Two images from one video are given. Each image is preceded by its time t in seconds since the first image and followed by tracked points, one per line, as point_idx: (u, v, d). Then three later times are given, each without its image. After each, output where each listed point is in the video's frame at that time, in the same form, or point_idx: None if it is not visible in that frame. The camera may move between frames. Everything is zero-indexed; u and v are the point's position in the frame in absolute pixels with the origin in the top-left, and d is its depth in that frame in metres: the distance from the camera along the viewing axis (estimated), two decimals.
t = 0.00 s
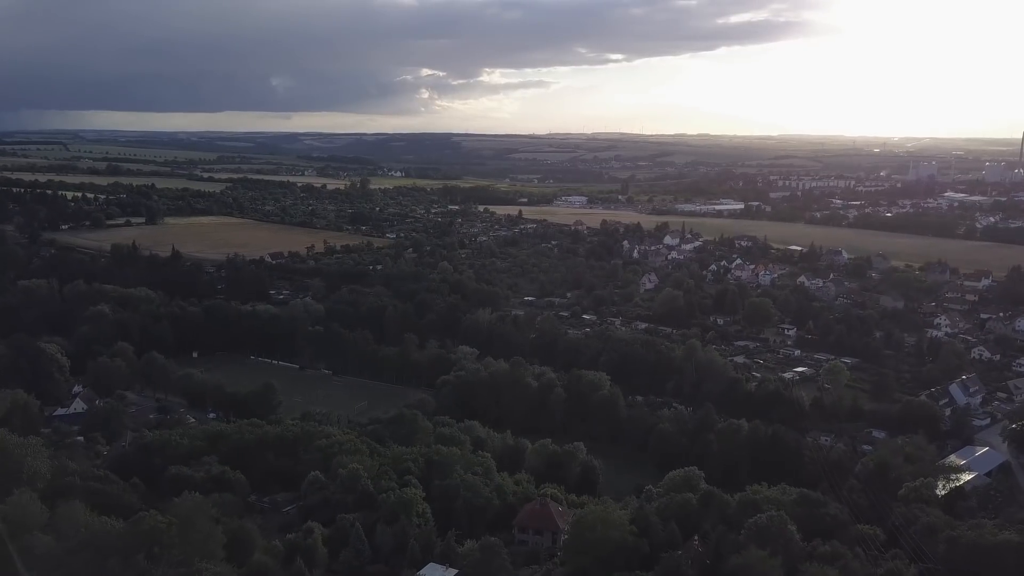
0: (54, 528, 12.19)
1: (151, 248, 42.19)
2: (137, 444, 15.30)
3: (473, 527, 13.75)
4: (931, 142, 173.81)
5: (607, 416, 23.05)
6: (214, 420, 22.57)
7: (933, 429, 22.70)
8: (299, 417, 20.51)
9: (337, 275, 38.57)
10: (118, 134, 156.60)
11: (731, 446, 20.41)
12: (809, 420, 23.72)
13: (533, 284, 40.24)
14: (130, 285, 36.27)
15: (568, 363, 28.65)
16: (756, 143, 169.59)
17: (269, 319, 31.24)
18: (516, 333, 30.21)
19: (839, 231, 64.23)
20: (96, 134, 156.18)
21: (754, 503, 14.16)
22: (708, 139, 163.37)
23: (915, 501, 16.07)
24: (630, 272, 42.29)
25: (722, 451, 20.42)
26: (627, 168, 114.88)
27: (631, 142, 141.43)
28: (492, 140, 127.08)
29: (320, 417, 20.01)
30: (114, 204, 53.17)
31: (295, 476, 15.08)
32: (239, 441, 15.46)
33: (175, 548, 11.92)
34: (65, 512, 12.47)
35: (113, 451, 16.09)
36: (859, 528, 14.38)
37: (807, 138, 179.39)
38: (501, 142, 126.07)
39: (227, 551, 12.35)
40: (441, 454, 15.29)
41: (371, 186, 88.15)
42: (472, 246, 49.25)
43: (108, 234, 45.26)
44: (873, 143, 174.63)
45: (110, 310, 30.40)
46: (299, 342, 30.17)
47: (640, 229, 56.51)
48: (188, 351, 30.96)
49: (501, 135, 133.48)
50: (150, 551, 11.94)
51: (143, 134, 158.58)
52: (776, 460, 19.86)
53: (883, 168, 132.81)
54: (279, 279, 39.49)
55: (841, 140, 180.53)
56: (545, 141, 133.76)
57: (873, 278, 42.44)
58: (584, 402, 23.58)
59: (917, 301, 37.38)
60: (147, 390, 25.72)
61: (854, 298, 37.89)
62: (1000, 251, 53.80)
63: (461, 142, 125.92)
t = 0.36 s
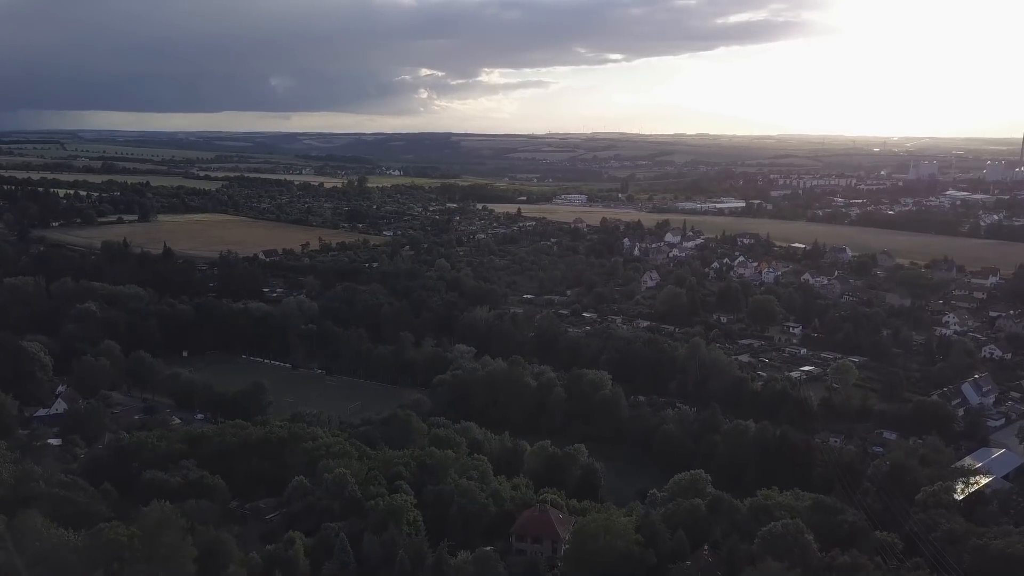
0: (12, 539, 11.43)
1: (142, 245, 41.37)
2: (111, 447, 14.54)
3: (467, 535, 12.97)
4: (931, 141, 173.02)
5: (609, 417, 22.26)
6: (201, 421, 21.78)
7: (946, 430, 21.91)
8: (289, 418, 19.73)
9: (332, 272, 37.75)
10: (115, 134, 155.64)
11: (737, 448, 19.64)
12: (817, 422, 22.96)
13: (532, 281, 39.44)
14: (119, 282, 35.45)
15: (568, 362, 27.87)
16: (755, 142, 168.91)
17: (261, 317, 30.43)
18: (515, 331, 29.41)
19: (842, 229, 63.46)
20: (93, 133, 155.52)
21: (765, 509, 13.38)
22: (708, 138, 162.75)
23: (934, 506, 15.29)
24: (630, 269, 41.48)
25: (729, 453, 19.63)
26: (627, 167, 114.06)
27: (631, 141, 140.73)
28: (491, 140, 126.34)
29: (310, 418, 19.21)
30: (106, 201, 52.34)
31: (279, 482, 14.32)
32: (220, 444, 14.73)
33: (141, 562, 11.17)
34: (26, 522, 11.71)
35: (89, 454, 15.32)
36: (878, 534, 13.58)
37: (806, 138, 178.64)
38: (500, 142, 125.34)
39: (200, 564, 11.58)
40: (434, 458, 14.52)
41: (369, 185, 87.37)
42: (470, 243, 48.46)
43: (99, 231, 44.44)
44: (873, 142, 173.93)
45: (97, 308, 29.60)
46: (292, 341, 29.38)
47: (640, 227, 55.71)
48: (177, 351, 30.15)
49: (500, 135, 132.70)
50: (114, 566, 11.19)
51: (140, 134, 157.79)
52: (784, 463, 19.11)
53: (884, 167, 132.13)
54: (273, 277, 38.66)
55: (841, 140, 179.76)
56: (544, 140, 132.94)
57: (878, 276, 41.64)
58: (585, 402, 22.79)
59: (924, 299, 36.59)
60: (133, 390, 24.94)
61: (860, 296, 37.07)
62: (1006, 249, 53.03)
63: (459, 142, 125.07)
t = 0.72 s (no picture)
0: None
1: (133, 242, 40.53)
2: (80, 451, 13.79)
3: (462, 547, 12.14)
4: (932, 140, 172.23)
5: (611, 418, 21.37)
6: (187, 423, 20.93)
7: (963, 431, 21.07)
8: (277, 419, 18.89)
9: (326, 269, 36.89)
10: (113, 133, 154.78)
11: (746, 451, 18.82)
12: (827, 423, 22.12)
13: (532, 279, 38.62)
14: (108, 280, 34.56)
15: (568, 361, 27.03)
16: (755, 141, 168.19)
17: (253, 315, 29.60)
18: (513, 329, 28.57)
19: (845, 226, 62.69)
20: (91, 132, 154.63)
21: (779, 518, 12.54)
22: (708, 138, 162.10)
23: (957, 513, 14.45)
24: (632, 266, 40.64)
25: (737, 456, 18.80)
26: (627, 166, 113.25)
27: (631, 140, 140.01)
28: (490, 139, 125.52)
29: (299, 420, 18.37)
30: (98, 198, 51.49)
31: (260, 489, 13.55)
32: (198, 447, 14.02)
33: None
34: None
35: (61, 457, 14.54)
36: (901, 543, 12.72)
37: (807, 137, 177.92)
38: (499, 141, 124.57)
39: None
40: (426, 463, 13.69)
41: (366, 183, 86.50)
42: (468, 240, 47.64)
43: (89, 228, 43.54)
44: (874, 141, 173.15)
45: (83, 305, 28.75)
46: (284, 339, 28.54)
47: (642, 224, 54.87)
48: (166, 350, 29.31)
49: (499, 134, 131.92)
50: None
51: (138, 134, 156.91)
52: (794, 466, 18.31)
53: (885, 166, 131.43)
54: (266, 274, 37.81)
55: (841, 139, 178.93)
56: (543, 139, 132.27)
57: (885, 273, 40.79)
58: (587, 403, 21.95)
59: (932, 297, 35.76)
60: (119, 389, 24.11)
61: (867, 293, 36.22)
62: (1013, 246, 52.24)
63: (458, 140, 124.26)
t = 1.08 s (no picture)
0: None
1: (123, 239, 39.59)
2: (45, 459, 13.05)
3: (454, 561, 11.31)
4: (932, 138, 171.46)
5: (614, 419, 20.44)
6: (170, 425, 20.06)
7: (981, 432, 20.18)
8: (263, 421, 18.00)
9: (320, 266, 35.96)
10: (109, 133, 153.57)
11: (756, 455, 17.94)
12: (838, 424, 21.22)
13: (531, 276, 37.72)
14: (95, 277, 33.63)
15: (568, 360, 26.15)
16: (755, 139, 167.32)
17: (242, 312, 28.67)
18: (512, 327, 27.65)
19: (847, 223, 61.81)
20: (87, 130, 153.69)
21: (797, 528, 11.65)
22: (707, 137, 161.38)
23: (984, 521, 13.55)
24: (633, 263, 39.71)
25: (747, 460, 17.92)
26: (626, 164, 112.27)
27: (630, 138, 139.14)
28: (489, 138, 124.71)
29: (285, 422, 17.48)
30: (89, 195, 50.50)
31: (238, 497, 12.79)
32: (171, 452, 13.32)
33: None
34: None
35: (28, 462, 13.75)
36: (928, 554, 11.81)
37: (806, 136, 177.09)
38: (498, 140, 123.73)
39: None
40: (417, 469, 12.87)
41: (364, 180, 85.54)
42: (466, 237, 46.74)
43: (78, 225, 42.59)
44: (874, 139, 172.33)
45: (67, 303, 27.83)
46: (275, 338, 27.64)
47: (643, 221, 53.97)
48: (153, 349, 28.40)
49: (497, 133, 131.03)
50: None
51: (134, 134, 155.75)
52: (806, 470, 17.44)
53: (886, 164, 130.57)
54: (259, 271, 36.86)
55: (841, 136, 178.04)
56: (542, 138, 131.45)
57: (892, 270, 39.87)
58: (588, 403, 21.06)
59: (942, 293, 34.85)
60: (101, 390, 23.23)
61: (875, 290, 35.30)
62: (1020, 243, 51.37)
63: (456, 139, 123.32)
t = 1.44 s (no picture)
0: None
1: (111, 235, 38.55)
2: (4, 466, 12.20)
3: None
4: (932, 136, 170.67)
5: (618, 420, 19.47)
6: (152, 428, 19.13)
7: (1002, 434, 19.26)
8: (248, 424, 17.07)
9: (312, 262, 35.00)
10: (105, 131, 152.03)
11: (766, 458, 17.02)
12: (853, 426, 20.30)
13: (530, 272, 36.77)
14: (80, 273, 32.64)
15: (569, 360, 25.21)
16: (754, 137, 166.44)
17: (231, 310, 27.68)
18: (511, 325, 26.71)
19: (851, 219, 60.89)
20: (83, 128, 152.65)
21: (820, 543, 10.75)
22: (706, 134, 160.49)
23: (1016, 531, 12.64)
24: (635, 259, 38.75)
25: (758, 463, 17.00)
26: (626, 162, 111.42)
27: (629, 137, 138.23)
28: (487, 136, 123.72)
29: (271, 425, 16.55)
30: (79, 191, 49.46)
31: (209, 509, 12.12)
32: (139, 459, 12.81)
33: None
34: None
35: None
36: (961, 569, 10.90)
37: (806, 134, 175.98)
38: (496, 138, 122.76)
39: None
40: (406, 477, 12.00)
41: (360, 177, 84.47)
42: (463, 233, 45.78)
43: (66, 221, 41.56)
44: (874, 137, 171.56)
45: (49, 300, 26.83)
46: (265, 336, 26.69)
47: (644, 217, 53.01)
48: (139, 348, 27.40)
49: (495, 131, 130.00)
50: None
51: (130, 131, 154.27)
52: (820, 473, 16.53)
53: (887, 161, 129.70)
54: (250, 268, 35.87)
55: (841, 134, 177.12)
56: (541, 136, 130.49)
57: (899, 266, 38.96)
58: (591, 403, 20.13)
59: (953, 290, 33.91)
60: (82, 390, 22.27)
61: (883, 287, 34.36)
62: None
63: (455, 137, 122.30)
